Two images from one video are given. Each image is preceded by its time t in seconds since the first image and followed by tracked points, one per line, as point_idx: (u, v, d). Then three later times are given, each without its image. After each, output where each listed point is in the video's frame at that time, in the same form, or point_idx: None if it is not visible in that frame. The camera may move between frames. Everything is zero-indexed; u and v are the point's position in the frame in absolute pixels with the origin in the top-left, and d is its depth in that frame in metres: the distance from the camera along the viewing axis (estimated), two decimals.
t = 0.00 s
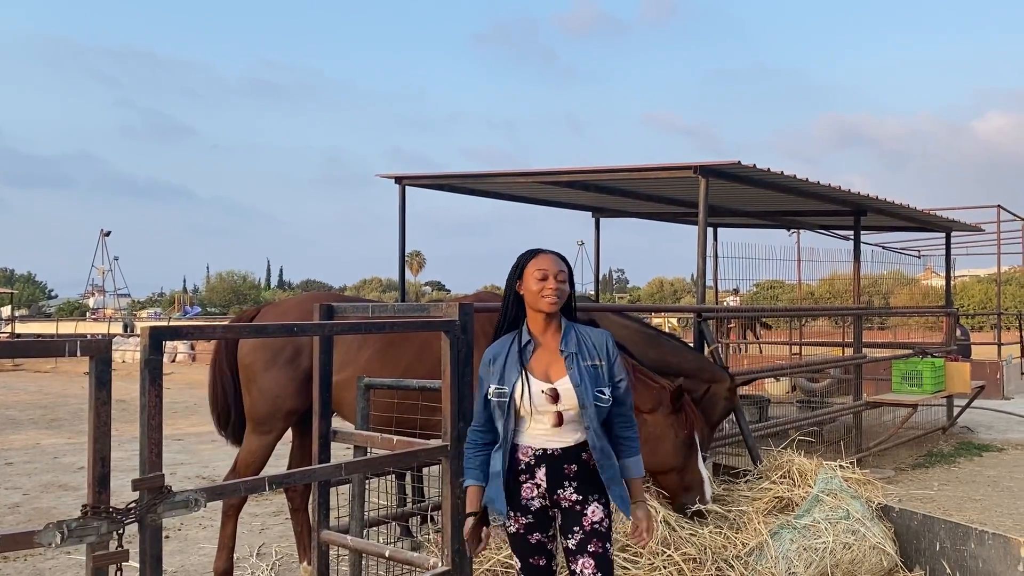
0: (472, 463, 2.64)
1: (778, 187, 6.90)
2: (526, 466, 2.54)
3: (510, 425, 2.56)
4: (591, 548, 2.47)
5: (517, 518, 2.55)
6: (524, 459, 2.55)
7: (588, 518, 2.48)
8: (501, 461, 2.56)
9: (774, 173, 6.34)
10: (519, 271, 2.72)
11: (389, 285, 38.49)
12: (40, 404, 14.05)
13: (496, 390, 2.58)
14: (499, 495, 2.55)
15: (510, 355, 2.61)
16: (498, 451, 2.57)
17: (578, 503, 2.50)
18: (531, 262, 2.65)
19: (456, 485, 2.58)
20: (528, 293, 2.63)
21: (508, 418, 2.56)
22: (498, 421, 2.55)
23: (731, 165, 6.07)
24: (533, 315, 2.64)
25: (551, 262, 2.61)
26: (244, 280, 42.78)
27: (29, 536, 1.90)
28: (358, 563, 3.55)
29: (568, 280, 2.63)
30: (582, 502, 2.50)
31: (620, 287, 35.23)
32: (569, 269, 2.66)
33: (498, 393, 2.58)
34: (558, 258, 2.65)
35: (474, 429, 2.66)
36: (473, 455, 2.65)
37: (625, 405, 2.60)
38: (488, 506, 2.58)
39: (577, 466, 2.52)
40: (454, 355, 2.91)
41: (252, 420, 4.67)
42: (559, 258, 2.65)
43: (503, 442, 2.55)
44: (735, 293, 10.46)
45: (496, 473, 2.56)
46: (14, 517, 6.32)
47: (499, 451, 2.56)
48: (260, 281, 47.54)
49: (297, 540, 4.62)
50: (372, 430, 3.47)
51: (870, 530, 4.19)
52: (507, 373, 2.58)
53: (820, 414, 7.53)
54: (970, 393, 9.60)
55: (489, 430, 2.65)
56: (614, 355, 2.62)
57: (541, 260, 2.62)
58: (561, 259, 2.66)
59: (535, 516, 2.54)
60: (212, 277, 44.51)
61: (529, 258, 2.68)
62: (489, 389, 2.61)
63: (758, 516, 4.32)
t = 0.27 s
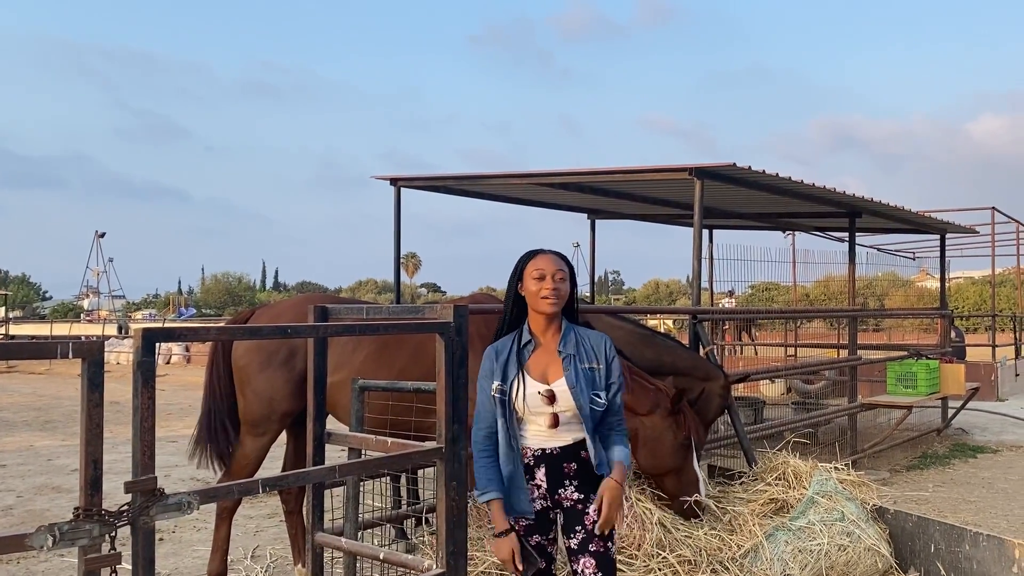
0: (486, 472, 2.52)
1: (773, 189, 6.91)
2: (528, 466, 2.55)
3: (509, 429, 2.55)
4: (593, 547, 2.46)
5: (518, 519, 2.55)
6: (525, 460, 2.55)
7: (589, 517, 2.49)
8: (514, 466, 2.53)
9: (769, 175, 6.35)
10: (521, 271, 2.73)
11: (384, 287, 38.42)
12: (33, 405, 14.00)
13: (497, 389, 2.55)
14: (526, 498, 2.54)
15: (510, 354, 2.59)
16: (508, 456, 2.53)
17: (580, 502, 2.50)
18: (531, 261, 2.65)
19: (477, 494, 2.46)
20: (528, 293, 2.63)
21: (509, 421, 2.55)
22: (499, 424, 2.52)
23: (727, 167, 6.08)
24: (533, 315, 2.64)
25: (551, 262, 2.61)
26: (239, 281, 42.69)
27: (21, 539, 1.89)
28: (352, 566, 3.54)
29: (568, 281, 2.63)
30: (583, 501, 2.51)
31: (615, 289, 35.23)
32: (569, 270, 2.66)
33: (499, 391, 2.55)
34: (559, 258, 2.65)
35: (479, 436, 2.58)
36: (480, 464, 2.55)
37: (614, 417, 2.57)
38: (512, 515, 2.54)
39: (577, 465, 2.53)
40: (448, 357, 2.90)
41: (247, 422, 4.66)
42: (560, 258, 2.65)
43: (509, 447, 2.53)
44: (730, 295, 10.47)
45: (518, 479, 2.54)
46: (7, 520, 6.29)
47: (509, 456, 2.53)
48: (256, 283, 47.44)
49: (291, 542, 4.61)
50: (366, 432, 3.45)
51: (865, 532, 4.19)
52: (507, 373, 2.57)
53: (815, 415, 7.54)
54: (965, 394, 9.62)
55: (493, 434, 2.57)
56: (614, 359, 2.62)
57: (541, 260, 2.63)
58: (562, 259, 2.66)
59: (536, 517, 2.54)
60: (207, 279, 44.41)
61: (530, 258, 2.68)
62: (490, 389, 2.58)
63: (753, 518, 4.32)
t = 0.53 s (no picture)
0: (500, 476, 2.48)
1: (766, 192, 6.92)
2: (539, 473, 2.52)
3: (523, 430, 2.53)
4: (601, 557, 2.47)
5: (527, 527, 2.53)
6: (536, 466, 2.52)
7: (600, 526, 2.48)
8: (526, 469, 2.50)
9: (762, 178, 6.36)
10: (537, 272, 2.66)
11: (378, 289, 38.35)
12: (26, 408, 13.95)
13: (514, 387, 2.53)
14: (537, 503, 2.50)
15: (527, 356, 2.59)
16: (522, 459, 2.51)
17: (592, 510, 2.49)
18: (549, 266, 2.57)
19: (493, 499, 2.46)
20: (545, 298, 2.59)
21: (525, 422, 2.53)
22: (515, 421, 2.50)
23: (720, 170, 6.09)
24: (551, 318, 2.61)
25: (568, 268, 2.54)
26: (233, 284, 42.59)
27: (9, 546, 1.88)
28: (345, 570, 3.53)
29: (586, 285, 2.57)
30: (596, 509, 2.50)
31: (610, 291, 35.25)
32: (587, 274, 2.59)
33: (516, 390, 2.53)
34: (577, 261, 2.57)
35: (494, 436, 2.52)
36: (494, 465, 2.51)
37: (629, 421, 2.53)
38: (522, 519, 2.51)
39: (590, 471, 2.51)
40: (441, 361, 2.90)
41: (239, 426, 4.64)
42: (578, 262, 2.57)
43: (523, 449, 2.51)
44: (724, 297, 10.49)
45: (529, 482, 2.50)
46: None
47: (523, 458, 2.51)
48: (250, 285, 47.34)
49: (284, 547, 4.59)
50: (359, 436, 3.44)
51: (857, 535, 4.19)
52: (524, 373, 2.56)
53: (808, 418, 7.55)
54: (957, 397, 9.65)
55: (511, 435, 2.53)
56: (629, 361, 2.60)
57: (557, 265, 2.55)
58: (579, 263, 2.59)
59: (544, 526, 2.53)
60: (201, 282, 44.29)
61: (548, 260, 2.61)
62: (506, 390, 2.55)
63: (746, 521, 4.32)
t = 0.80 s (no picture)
0: (509, 487, 2.50)
1: (758, 196, 6.93)
2: (566, 486, 2.44)
3: (547, 442, 2.47)
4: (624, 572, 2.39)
5: (549, 540, 2.42)
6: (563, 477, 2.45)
7: (626, 541, 2.40)
8: (549, 482, 2.45)
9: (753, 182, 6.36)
10: (564, 282, 2.63)
11: (371, 293, 38.32)
12: (17, 412, 13.92)
13: (536, 397, 2.51)
14: (559, 515, 2.41)
15: (553, 367, 2.57)
16: (541, 470, 2.46)
17: (619, 524, 2.42)
18: (574, 275, 2.54)
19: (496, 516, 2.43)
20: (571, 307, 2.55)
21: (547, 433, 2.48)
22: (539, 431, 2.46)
23: (711, 175, 6.09)
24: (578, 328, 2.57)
25: (594, 276, 2.50)
26: (226, 288, 42.51)
27: None
28: None
29: (614, 294, 2.52)
30: (623, 524, 2.42)
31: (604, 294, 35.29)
32: (614, 281, 2.55)
33: (539, 400, 2.51)
34: (604, 270, 2.54)
35: (511, 448, 2.51)
36: (507, 477, 2.52)
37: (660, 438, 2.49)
38: (540, 531, 2.43)
39: (619, 484, 2.44)
40: (431, 367, 2.88)
41: (228, 433, 4.62)
42: (604, 271, 2.54)
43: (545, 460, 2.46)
44: (716, 301, 10.50)
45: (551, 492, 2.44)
46: None
47: (545, 469, 2.46)
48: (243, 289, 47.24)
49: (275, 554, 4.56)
50: (350, 443, 3.42)
51: (850, 540, 4.18)
52: (548, 384, 2.54)
53: (801, 421, 7.56)
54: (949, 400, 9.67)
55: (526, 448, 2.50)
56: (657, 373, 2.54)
57: (584, 274, 2.52)
58: (606, 270, 2.55)
59: (568, 540, 2.41)
60: (194, 286, 44.18)
61: (574, 269, 2.58)
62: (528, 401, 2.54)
63: (739, 526, 4.31)
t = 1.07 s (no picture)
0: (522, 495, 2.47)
1: (751, 199, 6.91)
2: (578, 491, 2.41)
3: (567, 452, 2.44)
4: None
5: (558, 543, 2.37)
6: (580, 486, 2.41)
7: (634, 552, 2.33)
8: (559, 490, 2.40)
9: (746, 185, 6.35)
10: (574, 283, 2.60)
11: (365, 296, 38.24)
12: (9, 417, 13.84)
13: (549, 404, 2.47)
14: (568, 521, 2.37)
15: (566, 372, 2.51)
16: (558, 478, 2.42)
17: (629, 535, 2.35)
18: (586, 275, 2.51)
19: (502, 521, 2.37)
20: (582, 308, 2.51)
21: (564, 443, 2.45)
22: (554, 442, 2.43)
23: (705, 178, 6.07)
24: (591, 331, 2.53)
25: (606, 276, 2.48)
26: (219, 292, 42.38)
27: None
28: None
29: (626, 294, 2.49)
30: (633, 534, 2.35)
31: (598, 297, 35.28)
32: (626, 281, 2.52)
33: (551, 408, 2.47)
34: (615, 270, 2.51)
35: (526, 457, 2.47)
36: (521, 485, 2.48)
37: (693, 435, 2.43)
38: (548, 537, 2.37)
39: (631, 493, 2.38)
40: (422, 372, 2.84)
41: (217, 439, 4.57)
42: (615, 270, 2.51)
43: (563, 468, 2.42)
44: (710, 304, 10.49)
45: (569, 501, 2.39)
46: None
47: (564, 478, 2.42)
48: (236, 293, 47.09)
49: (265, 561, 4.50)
50: (340, 449, 3.37)
51: (845, 545, 4.15)
52: (562, 391, 2.49)
53: (796, 425, 7.54)
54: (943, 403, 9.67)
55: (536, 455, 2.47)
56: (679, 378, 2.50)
57: (595, 274, 2.49)
58: (617, 270, 2.52)
59: (577, 545, 2.36)
60: (186, 290, 44.02)
61: (584, 270, 2.55)
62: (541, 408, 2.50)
63: (733, 531, 4.29)
